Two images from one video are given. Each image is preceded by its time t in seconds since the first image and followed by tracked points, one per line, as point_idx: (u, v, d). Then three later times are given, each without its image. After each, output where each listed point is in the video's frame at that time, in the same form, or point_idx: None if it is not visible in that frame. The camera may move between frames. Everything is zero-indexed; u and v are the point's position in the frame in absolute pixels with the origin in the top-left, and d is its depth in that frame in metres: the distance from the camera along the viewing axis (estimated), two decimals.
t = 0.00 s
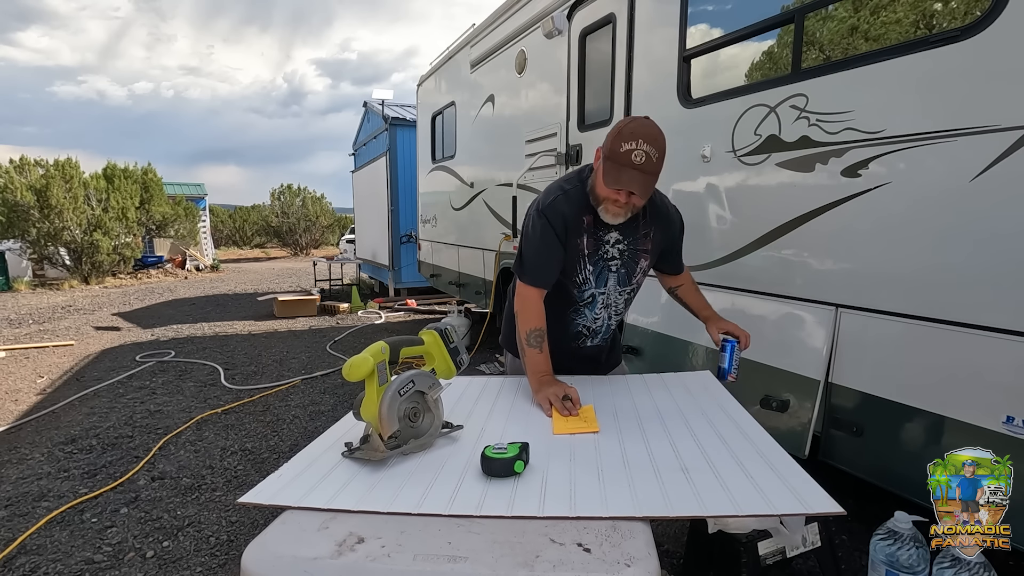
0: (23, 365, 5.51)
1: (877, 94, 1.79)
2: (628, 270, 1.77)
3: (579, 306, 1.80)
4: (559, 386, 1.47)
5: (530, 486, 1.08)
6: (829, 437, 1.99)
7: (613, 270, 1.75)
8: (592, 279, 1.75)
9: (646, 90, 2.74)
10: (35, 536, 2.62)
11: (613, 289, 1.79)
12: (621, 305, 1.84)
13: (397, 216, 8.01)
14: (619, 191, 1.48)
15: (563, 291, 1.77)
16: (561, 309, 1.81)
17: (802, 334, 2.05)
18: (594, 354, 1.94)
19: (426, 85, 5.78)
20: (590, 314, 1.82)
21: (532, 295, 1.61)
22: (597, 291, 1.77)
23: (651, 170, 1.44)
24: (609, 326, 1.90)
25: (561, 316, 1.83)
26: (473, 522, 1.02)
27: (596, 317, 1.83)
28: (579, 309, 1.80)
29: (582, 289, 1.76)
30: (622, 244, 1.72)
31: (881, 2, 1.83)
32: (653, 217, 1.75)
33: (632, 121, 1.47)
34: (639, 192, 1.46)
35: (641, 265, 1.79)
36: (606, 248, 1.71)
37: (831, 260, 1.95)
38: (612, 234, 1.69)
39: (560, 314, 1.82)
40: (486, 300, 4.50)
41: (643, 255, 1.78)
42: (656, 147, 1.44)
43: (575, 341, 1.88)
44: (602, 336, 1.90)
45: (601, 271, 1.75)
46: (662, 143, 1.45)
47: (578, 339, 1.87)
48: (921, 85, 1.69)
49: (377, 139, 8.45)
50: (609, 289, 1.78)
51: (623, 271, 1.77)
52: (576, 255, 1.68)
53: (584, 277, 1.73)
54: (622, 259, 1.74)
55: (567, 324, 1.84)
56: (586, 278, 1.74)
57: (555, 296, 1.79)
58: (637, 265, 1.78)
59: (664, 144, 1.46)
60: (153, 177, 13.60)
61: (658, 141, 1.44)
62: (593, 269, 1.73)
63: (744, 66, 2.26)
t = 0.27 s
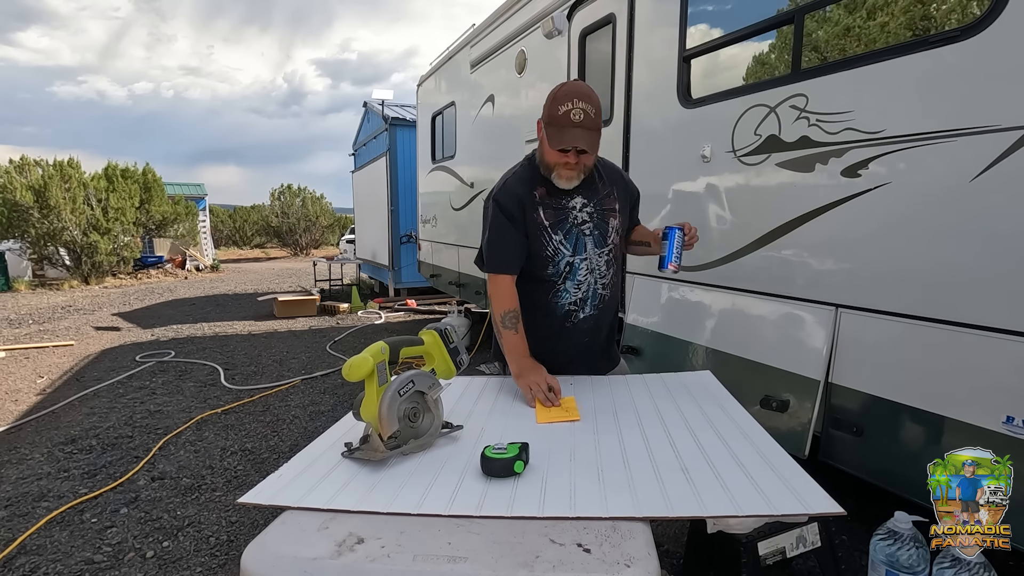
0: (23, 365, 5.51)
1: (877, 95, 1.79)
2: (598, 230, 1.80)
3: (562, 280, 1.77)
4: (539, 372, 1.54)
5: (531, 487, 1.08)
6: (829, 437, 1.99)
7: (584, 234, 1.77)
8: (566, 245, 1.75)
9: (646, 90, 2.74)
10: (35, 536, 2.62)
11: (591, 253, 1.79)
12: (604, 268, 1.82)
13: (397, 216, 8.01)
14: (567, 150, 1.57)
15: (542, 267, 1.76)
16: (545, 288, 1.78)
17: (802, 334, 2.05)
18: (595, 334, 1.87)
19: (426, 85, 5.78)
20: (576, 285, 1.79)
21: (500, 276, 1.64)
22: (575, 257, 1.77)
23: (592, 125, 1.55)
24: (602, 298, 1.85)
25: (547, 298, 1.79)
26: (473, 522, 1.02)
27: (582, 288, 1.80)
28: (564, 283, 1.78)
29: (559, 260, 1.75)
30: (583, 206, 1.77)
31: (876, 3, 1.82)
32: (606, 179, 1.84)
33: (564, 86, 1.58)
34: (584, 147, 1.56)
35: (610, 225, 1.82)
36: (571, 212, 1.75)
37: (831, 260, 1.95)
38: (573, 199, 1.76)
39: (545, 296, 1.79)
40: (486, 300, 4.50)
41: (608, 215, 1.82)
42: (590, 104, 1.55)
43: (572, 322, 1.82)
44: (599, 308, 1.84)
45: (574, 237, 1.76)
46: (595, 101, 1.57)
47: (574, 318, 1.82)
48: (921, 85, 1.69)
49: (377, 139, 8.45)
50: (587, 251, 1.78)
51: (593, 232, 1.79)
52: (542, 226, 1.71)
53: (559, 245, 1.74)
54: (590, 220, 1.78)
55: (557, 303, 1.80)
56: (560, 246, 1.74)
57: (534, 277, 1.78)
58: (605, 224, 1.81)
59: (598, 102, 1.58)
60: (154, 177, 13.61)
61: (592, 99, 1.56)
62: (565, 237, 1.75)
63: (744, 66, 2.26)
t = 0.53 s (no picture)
0: (23, 365, 5.51)
1: (877, 95, 1.79)
2: (576, 220, 1.81)
3: (543, 271, 1.78)
4: (517, 365, 1.58)
5: (531, 487, 1.08)
6: (829, 437, 1.99)
7: (561, 224, 1.79)
8: (544, 236, 1.76)
9: (646, 90, 2.74)
10: (35, 536, 2.62)
11: (570, 243, 1.80)
12: (584, 258, 1.82)
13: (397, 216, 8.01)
14: (543, 141, 1.60)
15: (521, 259, 1.76)
16: (526, 281, 1.78)
17: (802, 334, 2.05)
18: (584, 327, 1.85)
19: (426, 85, 5.78)
20: (557, 276, 1.79)
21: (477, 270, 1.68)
22: (554, 247, 1.78)
23: (561, 114, 1.61)
24: (586, 289, 1.84)
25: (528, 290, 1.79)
26: (473, 522, 1.02)
27: (564, 279, 1.80)
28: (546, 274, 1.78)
29: (537, 251, 1.76)
30: (559, 198, 1.79)
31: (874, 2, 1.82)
32: (578, 173, 1.88)
33: (527, 84, 1.63)
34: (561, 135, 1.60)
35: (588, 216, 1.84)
36: (547, 203, 1.77)
37: (831, 260, 1.95)
38: (550, 190, 1.78)
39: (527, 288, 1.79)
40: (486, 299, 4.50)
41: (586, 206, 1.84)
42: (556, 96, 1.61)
43: (557, 314, 1.81)
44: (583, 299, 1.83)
45: (551, 228, 1.78)
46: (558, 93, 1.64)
47: (558, 310, 1.81)
48: (921, 85, 1.69)
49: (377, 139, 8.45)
50: (566, 241, 1.79)
51: (571, 222, 1.80)
52: (518, 217, 1.73)
53: (536, 235, 1.76)
54: (567, 211, 1.80)
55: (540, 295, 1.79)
56: (537, 237, 1.76)
57: (515, 271, 1.79)
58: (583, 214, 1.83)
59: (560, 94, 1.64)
60: (154, 177, 13.61)
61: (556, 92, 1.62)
62: (542, 227, 1.76)
63: (744, 66, 2.26)
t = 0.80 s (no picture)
0: (23, 365, 5.51)
1: (877, 95, 1.79)
2: (560, 213, 1.83)
3: (531, 264, 1.79)
4: (511, 364, 1.58)
5: (530, 486, 1.08)
6: (829, 437, 1.99)
7: (547, 217, 1.81)
8: (529, 229, 1.79)
9: (646, 90, 2.74)
10: (35, 536, 2.62)
11: (556, 236, 1.81)
12: (572, 250, 1.82)
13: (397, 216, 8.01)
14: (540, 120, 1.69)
15: (508, 254, 1.79)
16: (515, 275, 1.80)
17: (802, 334, 2.05)
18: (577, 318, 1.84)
19: (426, 85, 5.78)
20: (546, 268, 1.80)
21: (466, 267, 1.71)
22: (540, 240, 1.79)
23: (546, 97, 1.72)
24: (576, 280, 1.83)
25: (518, 285, 1.80)
26: (473, 522, 1.03)
27: (552, 270, 1.80)
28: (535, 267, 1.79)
29: (524, 245, 1.78)
30: (543, 193, 1.82)
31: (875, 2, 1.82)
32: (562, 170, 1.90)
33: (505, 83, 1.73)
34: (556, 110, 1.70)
35: (573, 208, 1.85)
36: (530, 198, 1.80)
37: (831, 260, 1.95)
38: (533, 186, 1.81)
39: (517, 283, 1.80)
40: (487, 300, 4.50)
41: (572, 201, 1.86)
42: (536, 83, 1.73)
43: (549, 307, 1.81)
44: (574, 290, 1.83)
45: (537, 221, 1.80)
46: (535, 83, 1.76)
47: (549, 302, 1.81)
48: (920, 85, 1.69)
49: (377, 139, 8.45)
50: (551, 234, 1.81)
51: (556, 215, 1.83)
52: (501, 213, 1.76)
53: (521, 230, 1.78)
54: (551, 205, 1.82)
55: (530, 288, 1.80)
56: (523, 231, 1.78)
57: (504, 266, 1.81)
58: (568, 207, 1.85)
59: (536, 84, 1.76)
60: (154, 177, 13.61)
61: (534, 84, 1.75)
62: (526, 222, 1.79)
63: (744, 66, 2.27)
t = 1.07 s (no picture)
0: (23, 365, 5.51)
1: (877, 95, 1.79)
2: (558, 206, 1.83)
3: (532, 259, 1.79)
4: (511, 362, 1.59)
5: (530, 486, 1.08)
6: (829, 437, 1.99)
7: (545, 211, 1.81)
8: (529, 224, 1.78)
9: (646, 90, 2.74)
10: (35, 536, 2.62)
11: (555, 229, 1.81)
12: (572, 241, 1.83)
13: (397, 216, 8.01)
14: (530, 105, 1.69)
15: (509, 250, 1.79)
16: (517, 271, 1.80)
17: (802, 334, 2.05)
18: (580, 309, 1.84)
19: (426, 85, 5.78)
20: (547, 261, 1.80)
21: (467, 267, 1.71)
22: (540, 234, 1.79)
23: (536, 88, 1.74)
24: (578, 271, 1.84)
25: (520, 280, 1.80)
26: (473, 522, 1.03)
27: (553, 262, 1.80)
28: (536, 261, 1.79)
29: (524, 241, 1.78)
30: (540, 187, 1.81)
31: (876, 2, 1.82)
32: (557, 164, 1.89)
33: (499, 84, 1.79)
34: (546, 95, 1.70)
35: (570, 200, 1.86)
36: (528, 193, 1.79)
37: (831, 260, 1.95)
38: (530, 182, 1.80)
39: (519, 279, 1.80)
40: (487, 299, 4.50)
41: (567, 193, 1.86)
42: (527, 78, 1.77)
43: (552, 300, 1.81)
44: (577, 281, 1.83)
45: (535, 216, 1.79)
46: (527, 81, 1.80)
47: (553, 295, 1.81)
48: (920, 85, 1.69)
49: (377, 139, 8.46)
50: (551, 228, 1.81)
51: (554, 208, 1.82)
52: (501, 211, 1.76)
53: (521, 226, 1.78)
54: (548, 199, 1.82)
55: (532, 283, 1.80)
56: (523, 226, 1.78)
57: (506, 263, 1.81)
58: (566, 199, 1.85)
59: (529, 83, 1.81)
60: (154, 177, 13.61)
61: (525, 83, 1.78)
62: (526, 217, 1.78)
63: (744, 66, 2.26)
